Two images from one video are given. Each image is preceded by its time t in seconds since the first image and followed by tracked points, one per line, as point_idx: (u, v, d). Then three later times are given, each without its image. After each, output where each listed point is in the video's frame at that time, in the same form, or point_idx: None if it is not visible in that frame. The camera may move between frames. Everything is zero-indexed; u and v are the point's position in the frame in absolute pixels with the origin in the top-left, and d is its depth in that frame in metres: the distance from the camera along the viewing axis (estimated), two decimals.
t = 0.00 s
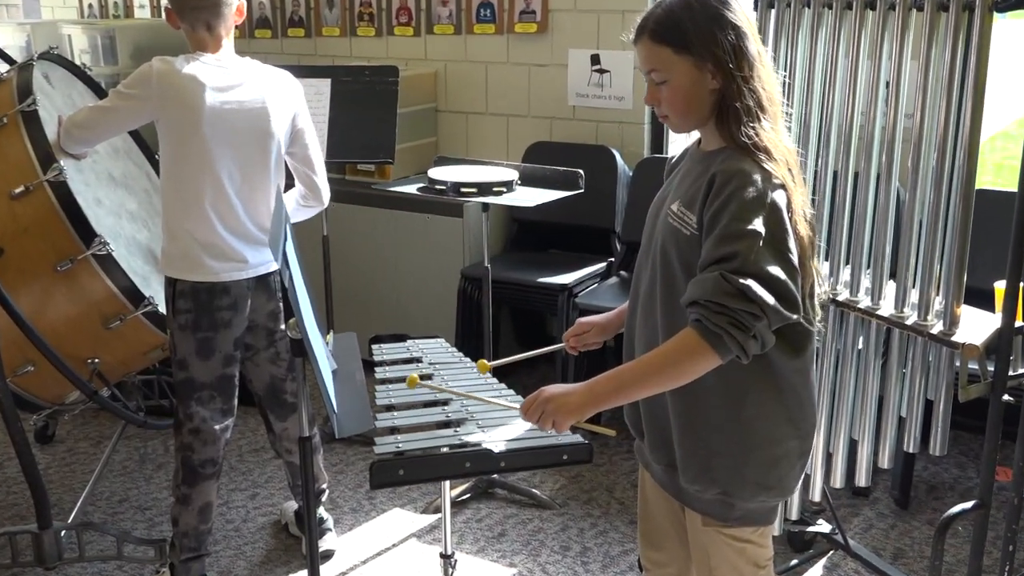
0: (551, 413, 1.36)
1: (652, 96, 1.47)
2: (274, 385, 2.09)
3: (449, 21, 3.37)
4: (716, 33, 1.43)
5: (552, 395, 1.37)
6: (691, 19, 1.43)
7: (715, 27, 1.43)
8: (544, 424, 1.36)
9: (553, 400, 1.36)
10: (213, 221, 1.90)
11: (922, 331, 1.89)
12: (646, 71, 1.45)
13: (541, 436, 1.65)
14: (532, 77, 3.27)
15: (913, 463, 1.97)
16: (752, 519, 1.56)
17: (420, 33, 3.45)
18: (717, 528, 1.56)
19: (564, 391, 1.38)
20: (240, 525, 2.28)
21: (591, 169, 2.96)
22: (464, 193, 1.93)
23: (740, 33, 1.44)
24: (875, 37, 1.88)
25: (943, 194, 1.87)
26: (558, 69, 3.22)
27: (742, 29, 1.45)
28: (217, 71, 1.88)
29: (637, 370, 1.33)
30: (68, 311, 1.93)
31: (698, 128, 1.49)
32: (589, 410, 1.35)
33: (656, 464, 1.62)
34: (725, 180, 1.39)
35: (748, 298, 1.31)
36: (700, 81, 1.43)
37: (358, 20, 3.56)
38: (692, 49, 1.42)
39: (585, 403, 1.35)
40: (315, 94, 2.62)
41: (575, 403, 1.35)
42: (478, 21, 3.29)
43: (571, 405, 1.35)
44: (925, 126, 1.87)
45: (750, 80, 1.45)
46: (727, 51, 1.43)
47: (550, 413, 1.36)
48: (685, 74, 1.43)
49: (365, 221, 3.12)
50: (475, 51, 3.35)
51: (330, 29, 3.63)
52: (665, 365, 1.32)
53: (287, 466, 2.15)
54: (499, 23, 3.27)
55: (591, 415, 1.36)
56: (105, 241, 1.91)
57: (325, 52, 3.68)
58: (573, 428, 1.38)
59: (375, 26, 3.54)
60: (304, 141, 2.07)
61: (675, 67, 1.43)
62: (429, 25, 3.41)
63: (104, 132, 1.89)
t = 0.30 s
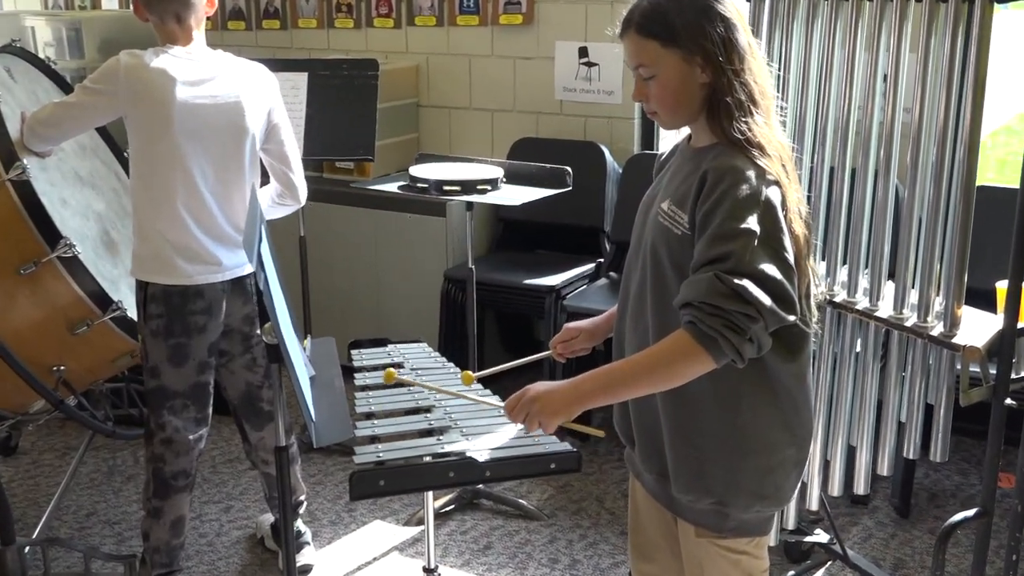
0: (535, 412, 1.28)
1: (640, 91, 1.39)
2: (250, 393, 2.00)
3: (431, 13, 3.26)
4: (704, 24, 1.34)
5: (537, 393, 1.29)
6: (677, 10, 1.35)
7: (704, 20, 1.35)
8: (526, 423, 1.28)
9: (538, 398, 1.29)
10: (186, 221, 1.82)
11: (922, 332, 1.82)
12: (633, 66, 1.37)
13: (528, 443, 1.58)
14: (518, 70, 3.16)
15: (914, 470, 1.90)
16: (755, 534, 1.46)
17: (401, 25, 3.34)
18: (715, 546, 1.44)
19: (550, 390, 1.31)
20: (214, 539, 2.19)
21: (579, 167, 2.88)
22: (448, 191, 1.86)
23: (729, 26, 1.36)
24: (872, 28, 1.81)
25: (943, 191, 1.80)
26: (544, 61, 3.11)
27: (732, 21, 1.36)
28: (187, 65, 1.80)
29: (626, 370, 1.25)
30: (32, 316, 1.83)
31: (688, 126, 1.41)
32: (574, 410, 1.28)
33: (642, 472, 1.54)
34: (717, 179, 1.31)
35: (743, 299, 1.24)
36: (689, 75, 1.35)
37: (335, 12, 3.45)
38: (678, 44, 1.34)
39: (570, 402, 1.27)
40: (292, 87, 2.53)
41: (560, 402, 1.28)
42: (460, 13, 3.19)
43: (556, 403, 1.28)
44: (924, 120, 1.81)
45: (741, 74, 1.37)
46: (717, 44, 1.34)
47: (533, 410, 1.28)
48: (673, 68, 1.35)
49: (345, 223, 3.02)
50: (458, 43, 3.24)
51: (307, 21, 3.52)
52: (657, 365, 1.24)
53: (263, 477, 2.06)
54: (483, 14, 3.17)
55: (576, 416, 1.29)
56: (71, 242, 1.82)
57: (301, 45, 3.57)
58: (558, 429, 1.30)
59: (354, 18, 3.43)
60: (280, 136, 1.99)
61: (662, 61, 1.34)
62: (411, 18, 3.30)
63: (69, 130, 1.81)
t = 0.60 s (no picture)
0: (522, 415, 1.22)
1: (634, 83, 1.31)
2: (230, 398, 1.93)
3: (417, 2, 3.16)
4: (700, 11, 1.26)
5: (525, 395, 1.22)
6: None
7: (699, 8, 1.27)
8: (513, 427, 1.21)
9: (526, 401, 1.22)
10: (162, 218, 1.74)
11: (927, 333, 1.75)
12: (626, 57, 1.29)
13: (519, 448, 1.50)
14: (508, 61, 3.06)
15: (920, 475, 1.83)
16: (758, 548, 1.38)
17: (385, 15, 3.24)
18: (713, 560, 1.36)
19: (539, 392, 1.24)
20: (192, 551, 2.11)
21: (572, 162, 2.79)
22: (435, 187, 1.78)
23: (726, 14, 1.28)
24: (877, 16, 1.74)
25: (950, 186, 1.73)
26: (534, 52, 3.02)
27: (727, 9, 1.28)
28: (163, 55, 1.72)
29: (618, 371, 1.18)
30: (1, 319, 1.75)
31: (685, 119, 1.33)
32: (564, 413, 1.21)
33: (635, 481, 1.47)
34: (714, 173, 1.23)
35: (740, 298, 1.16)
36: (684, 65, 1.27)
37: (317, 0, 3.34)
38: (673, 33, 1.26)
39: (560, 406, 1.20)
40: (273, 79, 2.42)
41: (550, 405, 1.21)
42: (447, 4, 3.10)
43: (544, 406, 1.21)
44: (930, 113, 1.74)
45: (737, 63, 1.29)
46: (713, 33, 1.27)
47: (521, 413, 1.21)
48: (669, 61, 1.27)
49: (330, 219, 2.91)
50: (445, 32, 3.14)
51: (287, 10, 3.41)
52: (652, 365, 1.17)
53: (244, 486, 1.99)
54: (471, 3, 3.06)
55: (566, 419, 1.21)
56: (42, 241, 1.74)
57: (281, 35, 3.46)
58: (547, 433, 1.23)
59: (336, 7, 3.32)
60: (259, 130, 1.91)
61: (657, 52, 1.26)
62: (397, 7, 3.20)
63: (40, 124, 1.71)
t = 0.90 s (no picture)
0: (523, 425, 1.12)
1: (635, 74, 1.22)
2: (217, 400, 1.86)
3: None
4: None
5: (524, 403, 1.13)
6: None
7: None
8: (513, 439, 1.12)
9: (526, 410, 1.12)
10: (149, 211, 1.67)
11: (944, 332, 1.67)
12: (627, 46, 1.20)
13: (521, 452, 1.43)
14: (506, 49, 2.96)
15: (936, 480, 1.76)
16: (769, 559, 1.30)
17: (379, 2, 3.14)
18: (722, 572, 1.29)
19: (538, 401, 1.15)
20: (178, 558, 2.04)
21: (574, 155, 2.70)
22: (431, 180, 1.72)
23: None
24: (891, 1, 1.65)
25: (967, 180, 1.65)
26: (534, 39, 2.91)
27: None
28: (149, 41, 1.65)
29: (623, 374, 1.10)
30: None
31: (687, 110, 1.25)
32: (567, 421, 1.12)
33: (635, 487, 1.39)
34: (718, 167, 1.15)
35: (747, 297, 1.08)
36: (687, 55, 1.19)
37: None
38: (675, 20, 1.17)
39: (563, 413, 1.11)
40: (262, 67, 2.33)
41: (552, 412, 1.11)
42: None
43: (546, 414, 1.11)
44: (945, 103, 1.66)
45: (742, 52, 1.20)
46: (718, 21, 1.18)
47: (522, 424, 1.12)
48: (673, 49, 1.18)
49: (323, 212, 2.82)
50: (441, 19, 3.03)
51: None
52: (659, 366, 1.09)
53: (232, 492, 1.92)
54: None
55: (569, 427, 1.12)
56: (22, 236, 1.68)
57: (271, 21, 3.35)
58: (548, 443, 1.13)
59: None
60: (249, 121, 1.84)
61: (659, 40, 1.17)
62: None
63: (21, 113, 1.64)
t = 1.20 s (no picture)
0: (535, 398, 1.08)
1: (643, 58, 1.13)
2: (207, 396, 1.79)
3: None
4: None
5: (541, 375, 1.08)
6: None
7: None
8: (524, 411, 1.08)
9: (542, 383, 1.08)
10: (138, 199, 1.61)
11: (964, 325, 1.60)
12: (636, 29, 1.11)
13: (523, 450, 1.36)
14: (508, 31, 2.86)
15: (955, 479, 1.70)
16: (787, 561, 1.24)
17: None
18: None
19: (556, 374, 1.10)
20: (167, 560, 1.98)
21: (578, 142, 2.63)
22: (430, 167, 1.65)
23: None
24: None
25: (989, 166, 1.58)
26: (537, 20, 2.82)
27: None
28: (140, 20, 1.59)
29: (645, 360, 1.04)
30: None
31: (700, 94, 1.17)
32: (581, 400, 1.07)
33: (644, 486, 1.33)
34: (737, 155, 1.08)
35: (775, 288, 1.02)
36: (701, 37, 1.11)
37: None
38: None
39: (578, 392, 1.06)
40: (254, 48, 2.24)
41: (566, 390, 1.07)
42: None
43: (560, 390, 1.07)
44: (966, 86, 1.58)
45: (758, 33, 1.13)
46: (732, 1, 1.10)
47: (533, 395, 1.08)
48: (685, 32, 1.10)
49: (316, 200, 2.72)
50: None
51: None
52: (683, 357, 1.03)
53: (222, 491, 1.86)
54: None
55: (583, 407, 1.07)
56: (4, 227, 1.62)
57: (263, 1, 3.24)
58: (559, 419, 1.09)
59: None
60: (242, 107, 1.77)
61: (671, 21, 1.09)
62: None
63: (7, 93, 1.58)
